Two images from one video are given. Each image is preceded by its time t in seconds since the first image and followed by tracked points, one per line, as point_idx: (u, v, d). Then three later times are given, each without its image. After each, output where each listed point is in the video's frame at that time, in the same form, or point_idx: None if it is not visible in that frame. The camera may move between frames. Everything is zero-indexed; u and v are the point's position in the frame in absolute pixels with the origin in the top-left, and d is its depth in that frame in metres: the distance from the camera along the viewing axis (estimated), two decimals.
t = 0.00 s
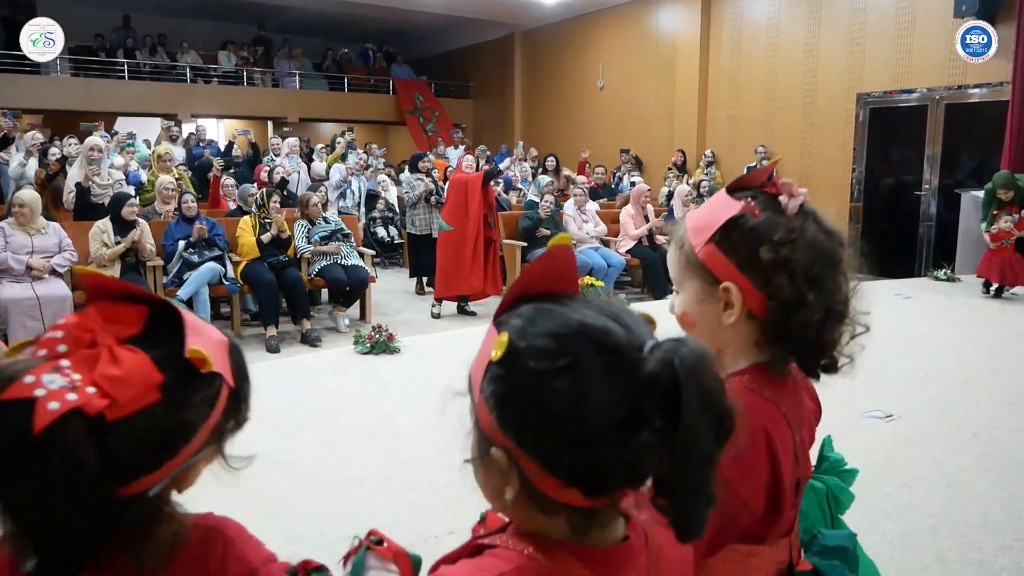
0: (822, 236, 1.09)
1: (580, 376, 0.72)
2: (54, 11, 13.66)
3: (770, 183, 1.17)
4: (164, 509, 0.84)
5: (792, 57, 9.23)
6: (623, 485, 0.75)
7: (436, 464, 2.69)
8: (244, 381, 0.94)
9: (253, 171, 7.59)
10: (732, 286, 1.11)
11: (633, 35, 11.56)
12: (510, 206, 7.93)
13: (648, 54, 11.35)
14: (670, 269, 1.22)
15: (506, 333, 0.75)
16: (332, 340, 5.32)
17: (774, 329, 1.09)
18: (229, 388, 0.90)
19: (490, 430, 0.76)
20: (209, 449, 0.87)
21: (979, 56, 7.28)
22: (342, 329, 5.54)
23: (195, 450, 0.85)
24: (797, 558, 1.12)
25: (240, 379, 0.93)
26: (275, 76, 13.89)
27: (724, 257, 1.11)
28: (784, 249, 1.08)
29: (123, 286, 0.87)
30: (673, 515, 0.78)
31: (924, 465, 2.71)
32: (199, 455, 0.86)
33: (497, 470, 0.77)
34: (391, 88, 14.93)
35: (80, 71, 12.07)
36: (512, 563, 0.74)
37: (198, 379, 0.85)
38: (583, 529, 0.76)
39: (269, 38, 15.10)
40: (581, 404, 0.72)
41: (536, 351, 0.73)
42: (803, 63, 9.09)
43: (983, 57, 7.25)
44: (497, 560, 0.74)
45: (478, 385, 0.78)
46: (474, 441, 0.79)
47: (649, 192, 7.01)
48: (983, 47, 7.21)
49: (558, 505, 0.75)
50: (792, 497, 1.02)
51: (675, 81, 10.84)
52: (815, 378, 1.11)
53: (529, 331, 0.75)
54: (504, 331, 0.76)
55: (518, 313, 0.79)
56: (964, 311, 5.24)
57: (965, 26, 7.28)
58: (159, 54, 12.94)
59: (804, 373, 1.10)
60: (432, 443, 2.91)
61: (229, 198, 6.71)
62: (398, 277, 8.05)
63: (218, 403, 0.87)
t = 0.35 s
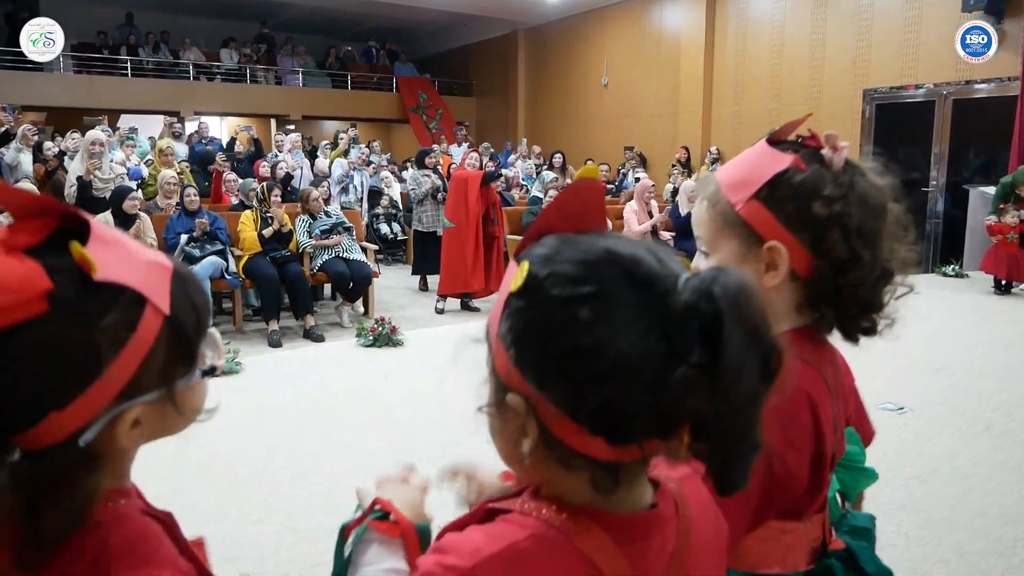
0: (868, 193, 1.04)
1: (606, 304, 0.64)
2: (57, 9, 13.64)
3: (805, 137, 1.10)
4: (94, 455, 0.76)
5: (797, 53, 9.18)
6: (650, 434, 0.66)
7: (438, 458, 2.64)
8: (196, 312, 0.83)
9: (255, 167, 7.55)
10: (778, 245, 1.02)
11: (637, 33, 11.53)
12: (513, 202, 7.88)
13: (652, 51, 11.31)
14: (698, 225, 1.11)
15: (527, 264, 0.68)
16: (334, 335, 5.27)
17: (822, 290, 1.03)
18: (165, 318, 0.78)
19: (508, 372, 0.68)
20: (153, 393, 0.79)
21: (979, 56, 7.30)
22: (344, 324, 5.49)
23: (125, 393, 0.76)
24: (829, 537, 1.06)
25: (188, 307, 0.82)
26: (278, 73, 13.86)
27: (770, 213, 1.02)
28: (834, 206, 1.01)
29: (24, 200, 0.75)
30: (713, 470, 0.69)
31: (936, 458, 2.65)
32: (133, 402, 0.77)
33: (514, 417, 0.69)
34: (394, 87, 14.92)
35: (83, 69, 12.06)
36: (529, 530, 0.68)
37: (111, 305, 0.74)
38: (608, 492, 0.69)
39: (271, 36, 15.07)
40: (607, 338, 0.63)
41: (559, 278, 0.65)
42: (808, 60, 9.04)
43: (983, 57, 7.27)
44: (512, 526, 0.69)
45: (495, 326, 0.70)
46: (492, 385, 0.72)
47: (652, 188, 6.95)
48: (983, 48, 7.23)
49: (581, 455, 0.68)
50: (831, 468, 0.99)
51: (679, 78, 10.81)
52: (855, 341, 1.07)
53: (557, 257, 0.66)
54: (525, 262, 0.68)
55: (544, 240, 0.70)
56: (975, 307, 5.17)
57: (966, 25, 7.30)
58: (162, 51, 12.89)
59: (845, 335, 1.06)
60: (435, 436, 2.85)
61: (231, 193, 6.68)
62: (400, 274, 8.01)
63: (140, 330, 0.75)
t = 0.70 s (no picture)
0: (926, 138, 1.10)
1: (651, 220, 0.59)
2: (64, 6, 13.61)
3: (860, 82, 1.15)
4: (96, 432, 0.73)
5: (808, 49, 9.11)
6: (698, 367, 0.62)
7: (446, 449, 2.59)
8: (248, 262, 0.78)
9: (262, 162, 7.51)
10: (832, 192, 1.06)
11: (645, 30, 11.46)
12: (522, 197, 7.82)
13: (660, 48, 11.24)
14: (739, 172, 1.15)
15: (560, 177, 0.64)
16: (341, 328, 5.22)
17: (878, 239, 1.09)
18: (206, 268, 0.73)
19: (538, 304, 0.65)
20: (185, 363, 0.75)
21: (979, 56, 7.37)
22: (351, 318, 5.45)
23: (148, 357, 0.72)
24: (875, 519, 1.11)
25: (238, 256, 0.77)
26: (284, 70, 13.80)
27: (823, 159, 1.07)
28: (894, 152, 1.06)
29: (75, 101, 0.70)
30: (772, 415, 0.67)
31: (958, 451, 2.59)
32: (153, 370, 0.73)
33: (544, 353, 0.66)
34: (400, 84, 14.88)
35: (90, 65, 12.05)
36: (560, 489, 0.63)
37: (138, 244, 0.69)
38: (649, 443, 0.66)
39: (278, 34, 15.03)
40: (648, 256, 0.59)
41: (596, 191, 0.61)
42: (818, 56, 8.97)
43: (983, 57, 7.35)
44: (543, 485, 0.64)
45: (525, 252, 0.67)
46: (519, 321, 0.68)
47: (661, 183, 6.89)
48: (983, 47, 7.30)
49: (618, 395, 0.64)
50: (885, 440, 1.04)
51: (688, 75, 10.73)
52: (906, 301, 1.15)
53: (591, 172, 0.62)
54: (558, 177, 0.64)
55: (576, 159, 0.66)
56: (991, 303, 5.09)
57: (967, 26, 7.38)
58: (169, 48, 12.84)
59: (899, 297, 1.14)
60: (445, 429, 2.80)
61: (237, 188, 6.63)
62: (407, 269, 7.96)
63: (168, 278, 0.70)
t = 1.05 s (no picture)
0: (969, 91, 1.07)
1: (689, 158, 0.57)
2: (79, 6, 13.64)
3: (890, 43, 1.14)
4: (173, 457, 0.65)
5: (822, 45, 9.03)
6: (741, 320, 0.59)
7: (462, 444, 2.56)
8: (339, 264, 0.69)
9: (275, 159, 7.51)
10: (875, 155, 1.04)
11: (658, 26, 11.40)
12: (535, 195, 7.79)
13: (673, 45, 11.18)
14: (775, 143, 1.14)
15: (591, 116, 0.62)
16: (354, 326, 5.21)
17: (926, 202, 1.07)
18: (298, 278, 0.65)
19: (563, 253, 0.63)
20: (272, 381, 0.67)
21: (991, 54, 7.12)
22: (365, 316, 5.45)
23: (231, 379, 0.64)
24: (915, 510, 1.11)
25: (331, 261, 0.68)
26: (297, 69, 13.80)
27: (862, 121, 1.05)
28: (937, 107, 1.04)
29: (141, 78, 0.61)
30: (820, 377, 0.64)
31: (985, 450, 2.54)
32: (241, 390, 0.65)
33: (569, 306, 0.63)
34: (412, 82, 14.89)
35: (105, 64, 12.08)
36: (587, 449, 0.62)
37: (222, 256, 0.61)
38: (681, 405, 0.65)
39: (290, 32, 15.05)
40: (688, 200, 0.56)
41: (632, 125, 0.59)
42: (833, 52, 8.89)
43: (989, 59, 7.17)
44: (567, 448, 0.63)
45: (550, 198, 0.65)
46: (542, 272, 0.67)
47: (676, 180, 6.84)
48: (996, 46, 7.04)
49: (649, 350, 0.62)
50: (924, 426, 1.03)
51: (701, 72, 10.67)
52: (954, 263, 1.13)
53: (626, 107, 0.60)
54: (589, 115, 0.62)
55: (608, 98, 0.64)
56: (1011, 300, 5.02)
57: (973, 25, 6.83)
58: (183, 47, 12.85)
59: (949, 266, 1.14)
60: (460, 424, 2.77)
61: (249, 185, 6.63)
62: (419, 267, 7.95)
63: (257, 296, 0.62)
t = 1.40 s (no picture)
0: (1005, 64, 1.06)
1: (730, 117, 0.56)
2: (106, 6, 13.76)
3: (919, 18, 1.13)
4: (172, 377, 0.70)
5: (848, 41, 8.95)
6: (781, 289, 0.59)
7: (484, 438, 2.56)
8: (360, 222, 0.73)
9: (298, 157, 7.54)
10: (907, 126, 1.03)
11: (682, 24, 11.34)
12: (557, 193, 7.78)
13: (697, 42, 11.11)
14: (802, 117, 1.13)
15: (630, 71, 0.61)
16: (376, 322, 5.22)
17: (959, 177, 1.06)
18: (319, 229, 0.68)
19: (593, 218, 0.62)
20: (278, 320, 0.70)
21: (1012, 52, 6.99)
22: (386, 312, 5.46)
23: (238, 312, 0.67)
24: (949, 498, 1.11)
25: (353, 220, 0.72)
26: (321, 69, 13.86)
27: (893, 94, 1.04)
28: (973, 79, 1.03)
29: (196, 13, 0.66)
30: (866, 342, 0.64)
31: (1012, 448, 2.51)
32: (244, 323, 0.68)
33: (597, 272, 0.63)
34: (435, 82, 14.95)
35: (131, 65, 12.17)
36: (611, 417, 0.62)
37: (255, 196, 0.65)
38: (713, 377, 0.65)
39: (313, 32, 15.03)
40: (731, 167, 0.55)
41: (673, 83, 0.58)
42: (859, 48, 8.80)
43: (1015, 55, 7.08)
44: (592, 416, 0.63)
45: (579, 157, 0.64)
46: (567, 234, 0.66)
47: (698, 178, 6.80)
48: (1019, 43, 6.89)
49: (682, 320, 0.62)
50: (958, 414, 1.03)
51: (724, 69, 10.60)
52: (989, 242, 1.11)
53: (664, 59, 0.60)
54: (625, 70, 0.62)
55: (644, 51, 0.64)
56: None
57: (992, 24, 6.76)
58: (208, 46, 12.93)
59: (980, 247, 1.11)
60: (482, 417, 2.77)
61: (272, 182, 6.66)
62: (440, 265, 7.96)
63: (282, 236, 0.66)
